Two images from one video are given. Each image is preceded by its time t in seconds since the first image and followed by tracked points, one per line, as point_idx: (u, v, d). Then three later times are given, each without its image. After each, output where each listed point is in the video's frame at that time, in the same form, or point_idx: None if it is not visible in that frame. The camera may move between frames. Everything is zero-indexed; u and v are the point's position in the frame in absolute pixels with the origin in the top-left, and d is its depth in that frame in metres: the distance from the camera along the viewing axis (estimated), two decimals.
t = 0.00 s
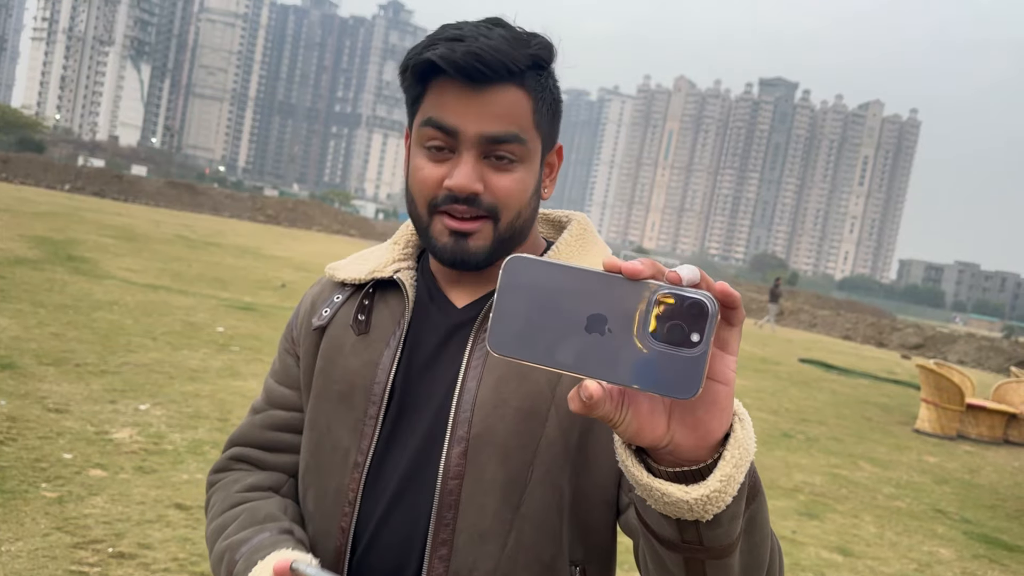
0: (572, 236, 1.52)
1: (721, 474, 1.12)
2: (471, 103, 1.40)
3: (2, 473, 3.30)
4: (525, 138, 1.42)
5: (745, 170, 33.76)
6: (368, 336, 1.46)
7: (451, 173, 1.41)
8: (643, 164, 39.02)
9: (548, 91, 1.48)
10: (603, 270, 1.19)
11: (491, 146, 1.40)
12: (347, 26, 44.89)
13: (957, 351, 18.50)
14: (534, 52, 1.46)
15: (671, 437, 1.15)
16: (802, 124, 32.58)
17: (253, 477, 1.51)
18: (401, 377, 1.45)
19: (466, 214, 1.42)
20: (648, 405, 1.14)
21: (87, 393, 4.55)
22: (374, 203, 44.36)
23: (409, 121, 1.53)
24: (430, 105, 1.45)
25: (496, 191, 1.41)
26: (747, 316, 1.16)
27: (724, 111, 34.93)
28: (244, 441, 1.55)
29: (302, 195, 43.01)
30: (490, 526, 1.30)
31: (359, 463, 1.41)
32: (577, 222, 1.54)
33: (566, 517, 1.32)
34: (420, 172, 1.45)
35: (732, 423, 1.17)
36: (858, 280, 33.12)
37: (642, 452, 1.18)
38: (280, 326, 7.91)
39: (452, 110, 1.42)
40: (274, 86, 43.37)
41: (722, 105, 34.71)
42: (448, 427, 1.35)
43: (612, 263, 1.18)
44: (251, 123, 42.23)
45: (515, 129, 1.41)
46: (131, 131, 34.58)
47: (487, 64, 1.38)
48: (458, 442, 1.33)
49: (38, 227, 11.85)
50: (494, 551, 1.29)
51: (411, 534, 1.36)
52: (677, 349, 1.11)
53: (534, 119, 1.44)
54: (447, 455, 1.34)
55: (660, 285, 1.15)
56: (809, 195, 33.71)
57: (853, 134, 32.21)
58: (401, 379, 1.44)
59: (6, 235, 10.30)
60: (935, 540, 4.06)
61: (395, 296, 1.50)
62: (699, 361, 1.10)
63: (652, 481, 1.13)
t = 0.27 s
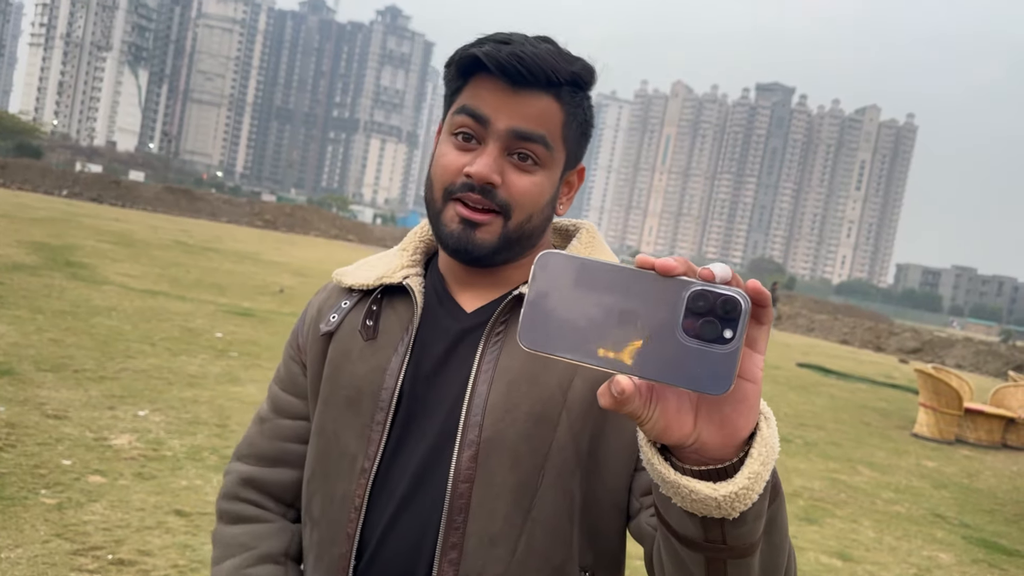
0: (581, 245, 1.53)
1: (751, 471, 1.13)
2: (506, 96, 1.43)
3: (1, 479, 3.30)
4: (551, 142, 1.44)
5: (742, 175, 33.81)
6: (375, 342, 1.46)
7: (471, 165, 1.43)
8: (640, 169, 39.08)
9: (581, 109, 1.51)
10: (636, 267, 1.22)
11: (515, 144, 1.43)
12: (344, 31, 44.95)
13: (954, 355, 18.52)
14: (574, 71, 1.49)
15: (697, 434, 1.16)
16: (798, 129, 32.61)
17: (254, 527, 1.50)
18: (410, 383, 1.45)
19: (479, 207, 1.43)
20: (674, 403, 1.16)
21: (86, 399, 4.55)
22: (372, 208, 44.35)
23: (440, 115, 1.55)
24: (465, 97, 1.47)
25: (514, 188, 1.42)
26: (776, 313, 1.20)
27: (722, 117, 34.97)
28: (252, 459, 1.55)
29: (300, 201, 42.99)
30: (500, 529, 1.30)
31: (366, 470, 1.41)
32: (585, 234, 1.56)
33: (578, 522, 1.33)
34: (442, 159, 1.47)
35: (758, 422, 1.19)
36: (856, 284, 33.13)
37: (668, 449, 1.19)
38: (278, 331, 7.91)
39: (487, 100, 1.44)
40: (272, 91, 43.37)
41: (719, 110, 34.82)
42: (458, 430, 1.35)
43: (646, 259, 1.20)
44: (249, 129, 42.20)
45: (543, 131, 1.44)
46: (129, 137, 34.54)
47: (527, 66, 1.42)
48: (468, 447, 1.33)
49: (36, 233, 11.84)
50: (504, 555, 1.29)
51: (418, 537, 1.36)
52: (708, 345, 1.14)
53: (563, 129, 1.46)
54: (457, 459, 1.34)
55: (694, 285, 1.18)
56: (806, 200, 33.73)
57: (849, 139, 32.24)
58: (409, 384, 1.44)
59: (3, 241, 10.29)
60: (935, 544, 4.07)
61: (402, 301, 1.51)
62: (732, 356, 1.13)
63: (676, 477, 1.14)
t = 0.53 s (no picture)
0: (591, 260, 1.54)
1: (751, 496, 1.14)
2: (513, 118, 1.45)
3: (1, 489, 3.30)
4: (560, 159, 1.45)
5: (740, 181, 33.88)
6: (386, 354, 1.47)
7: (483, 184, 1.44)
8: (638, 176, 39.18)
9: (587, 123, 1.53)
10: (639, 288, 1.23)
11: (525, 163, 1.44)
12: (343, 39, 45.09)
13: (953, 362, 18.54)
14: (579, 86, 1.50)
15: (699, 457, 1.17)
16: (796, 137, 32.72)
17: (265, 525, 1.51)
18: (419, 400, 1.46)
19: (492, 227, 1.45)
20: (676, 425, 1.17)
21: (86, 408, 4.55)
22: (371, 215, 44.43)
23: (448, 131, 1.57)
24: (472, 115, 1.49)
25: (526, 207, 1.44)
26: (778, 337, 1.21)
27: (719, 124, 35.12)
28: (255, 462, 1.55)
29: (299, 208, 43.03)
30: (507, 548, 1.31)
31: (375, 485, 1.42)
32: (595, 249, 1.57)
33: (582, 541, 1.34)
34: (453, 180, 1.49)
35: (759, 445, 1.19)
36: (854, 290, 33.15)
37: (671, 471, 1.20)
38: (278, 339, 7.92)
39: (494, 122, 1.46)
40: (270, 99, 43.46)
41: (716, 118, 34.97)
42: (465, 449, 1.36)
43: (648, 282, 1.21)
44: (248, 137, 42.28)
45: (552, 148, 1.45)
46: (128, 145, 34.57)
47: (534, 85, 1.43)
48: (476, 464, 1.34)
49: (36, 241, 11.86)
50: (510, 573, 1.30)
51: (427, 552, 1.36)
52: (710, 369, 1.15)
53: (571, 144, 1.48)
54: (464, 477, 1.34)
55: (696, 307, 1.19)
56: (804, 207, 33.75)
57: (847, 145, 32.36)
58: (419, 397, 1.45)
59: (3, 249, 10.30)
60: (935, 552, 4.07)
61: (412, 317, 1.52)
62: (731, 382, 1.14)
63: (679, 499, 1.15)
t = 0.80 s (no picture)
0: (594, 267, 1.55)
1: (758, 501, 1.15)
2: (515, 123, 1.46)
3: (2, 497, 3.30)
4: (563, 164, 1.46)
5: (738, 187, 33.94)
6: (391, 364, 1.48)
7: (487, 188, 1.45)
8: (637, 182, 39.24)
9: (589, 128, 1.54)
10: (644, 297, 1.24)
11: (528, 168, 1.45)
12: (342, 47, 45.17)
13: (952, 367, 18.54)
14: (582, 90, 1.52)
15: (707, 463, 1.18)
16: (794, 142, 32.82)
17: (270, 518, 1.51)
18: (424, 407, 1.47)
19: (496, 232, 1.46)
20: (683, 431, 1.18)
21: (86, 416, 4.55)
22: (370, 222, 44.43)
23: (452, 139, 1.58)
24: (474, 122, 1.50)
25: (530, 210, 1.45)
26: (783, 343, 1.22)
27: (717, 130, 35.15)
28: (257, 466, 1.55)
29: (299, 215, 43.07)
30: (515, 555, 1.31)
31: (381, 491, 1.42)
32: (598, 254, 1.58)
33: (589, 548, 1.34)
34: (455, 185, 1.49)
35: (766, 452, 1.20)
36: (853, 295, 33.16)
37: (676, 478, 1.20)
38: (278, 346, 7.92)
39: (497, 126, 1.47)
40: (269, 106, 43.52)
41: (715, 124, 35.05)
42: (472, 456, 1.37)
43: (652, 289, 1.22)
44: (248, 144, 42.37)
45: (555, 153, 1.45)
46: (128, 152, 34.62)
47: (536, 91, 1.44)
48: (482, 474, 1.35)
49: (35, 249, 11.86)
50: None
51: (434, 557, 1.37)
52: (717, 374, 1.15)
53: (573, 149, 1.49)
54: (471, 486, 1.35)
55: (702, 312, 1.19)
56: (803, 213, 33.78)
57: (845, 151, 32.40)
58: (424, 405, 1.46)
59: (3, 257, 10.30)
60: (936, 558, 4.07)
61: (419, 325, 1.53)
62: (737, 388, 1.14)
63: (685, 504, 1.17)
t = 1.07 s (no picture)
0: (592, 273, 1.55)
1: (756, 519, 1.16)
2: (511, 135, 1.45)
3: (2, 503, 3.31)
4: (559, 176, 1.46)
5: (738, 192, 33.94)
6: (391, 372, 1.48)
7: (483, 199, 1.45)
8: (636, 187, 39.28)
9: (588, 136, 1.54)
10: (642, 312, 1.23)
11: (525, 179, 1.45)
12: (341, 53, 45.26)
13: (952, 371, 18.54)
14: (581, 99, 1.52)
15: (706, 480, 1.19)
16: (793, 146, 32.84)
17: (277, 525, 1.50)
18: (424, 416, 1.47)
19: (493, 242, 1.46)
20: (680, 448, 1.18)
21: (86, 422, 4.55)
22: (370, 227, 44.46)
23: (447, 146, 1.57)
24: (471, 130, 1.49)
25: (526, 222, 1.45)
26: (781, 361, 1.22)
27: (716, 134, 35.32)
28: (261, 474, 1.55)
29: (298, 220, 43.12)
30: (514, 567, 1.32)
31: (384, 501, 1.43)
32: (596, 261, 1.58)
33: (590, 558, 1.35)
34: (452, 194, 1.50)
35: (766, 467, 1.20)
36: (853, 299, 33.16)
37: (675, 492, 1.22)
38: (278, 352, 7.92)
39: (492, 138, 1.46)
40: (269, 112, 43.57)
41: (714, 128, 35.09)
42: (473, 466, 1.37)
43: (650, 307, 1.21)
44: (248, 149, 42.44)
45: (551, 165, 1.45)
46: (127, 158, 34.65)
47: (534, 102, 1.43)
48: (482, 485, 1.35)
49: (35, 255, 11.88)
50: None
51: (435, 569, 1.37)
52: (714, 392, 1.14)
53: (570, 161, 1.48)
54: (471, 497, 1.36)
55: (699, 331, 1.18)
56: (802, 217, 33.78)
57: (845, 155, 32.45)
58: (425, 414, 1.46)
59: (3, 264, 10.32)
60: (936, 561, 4.07)
61: (418, 332, 1.53)
62: (736, 407, 1.13)
63: (684, 521, 1.18)
